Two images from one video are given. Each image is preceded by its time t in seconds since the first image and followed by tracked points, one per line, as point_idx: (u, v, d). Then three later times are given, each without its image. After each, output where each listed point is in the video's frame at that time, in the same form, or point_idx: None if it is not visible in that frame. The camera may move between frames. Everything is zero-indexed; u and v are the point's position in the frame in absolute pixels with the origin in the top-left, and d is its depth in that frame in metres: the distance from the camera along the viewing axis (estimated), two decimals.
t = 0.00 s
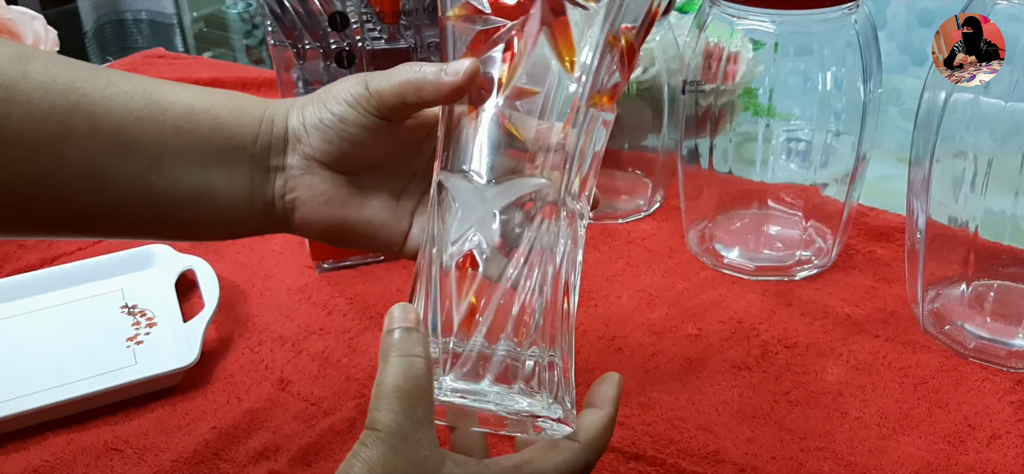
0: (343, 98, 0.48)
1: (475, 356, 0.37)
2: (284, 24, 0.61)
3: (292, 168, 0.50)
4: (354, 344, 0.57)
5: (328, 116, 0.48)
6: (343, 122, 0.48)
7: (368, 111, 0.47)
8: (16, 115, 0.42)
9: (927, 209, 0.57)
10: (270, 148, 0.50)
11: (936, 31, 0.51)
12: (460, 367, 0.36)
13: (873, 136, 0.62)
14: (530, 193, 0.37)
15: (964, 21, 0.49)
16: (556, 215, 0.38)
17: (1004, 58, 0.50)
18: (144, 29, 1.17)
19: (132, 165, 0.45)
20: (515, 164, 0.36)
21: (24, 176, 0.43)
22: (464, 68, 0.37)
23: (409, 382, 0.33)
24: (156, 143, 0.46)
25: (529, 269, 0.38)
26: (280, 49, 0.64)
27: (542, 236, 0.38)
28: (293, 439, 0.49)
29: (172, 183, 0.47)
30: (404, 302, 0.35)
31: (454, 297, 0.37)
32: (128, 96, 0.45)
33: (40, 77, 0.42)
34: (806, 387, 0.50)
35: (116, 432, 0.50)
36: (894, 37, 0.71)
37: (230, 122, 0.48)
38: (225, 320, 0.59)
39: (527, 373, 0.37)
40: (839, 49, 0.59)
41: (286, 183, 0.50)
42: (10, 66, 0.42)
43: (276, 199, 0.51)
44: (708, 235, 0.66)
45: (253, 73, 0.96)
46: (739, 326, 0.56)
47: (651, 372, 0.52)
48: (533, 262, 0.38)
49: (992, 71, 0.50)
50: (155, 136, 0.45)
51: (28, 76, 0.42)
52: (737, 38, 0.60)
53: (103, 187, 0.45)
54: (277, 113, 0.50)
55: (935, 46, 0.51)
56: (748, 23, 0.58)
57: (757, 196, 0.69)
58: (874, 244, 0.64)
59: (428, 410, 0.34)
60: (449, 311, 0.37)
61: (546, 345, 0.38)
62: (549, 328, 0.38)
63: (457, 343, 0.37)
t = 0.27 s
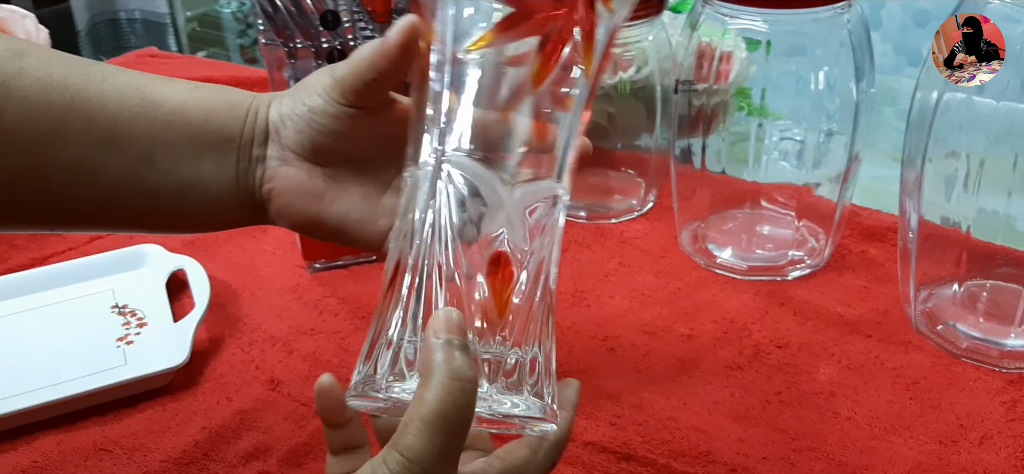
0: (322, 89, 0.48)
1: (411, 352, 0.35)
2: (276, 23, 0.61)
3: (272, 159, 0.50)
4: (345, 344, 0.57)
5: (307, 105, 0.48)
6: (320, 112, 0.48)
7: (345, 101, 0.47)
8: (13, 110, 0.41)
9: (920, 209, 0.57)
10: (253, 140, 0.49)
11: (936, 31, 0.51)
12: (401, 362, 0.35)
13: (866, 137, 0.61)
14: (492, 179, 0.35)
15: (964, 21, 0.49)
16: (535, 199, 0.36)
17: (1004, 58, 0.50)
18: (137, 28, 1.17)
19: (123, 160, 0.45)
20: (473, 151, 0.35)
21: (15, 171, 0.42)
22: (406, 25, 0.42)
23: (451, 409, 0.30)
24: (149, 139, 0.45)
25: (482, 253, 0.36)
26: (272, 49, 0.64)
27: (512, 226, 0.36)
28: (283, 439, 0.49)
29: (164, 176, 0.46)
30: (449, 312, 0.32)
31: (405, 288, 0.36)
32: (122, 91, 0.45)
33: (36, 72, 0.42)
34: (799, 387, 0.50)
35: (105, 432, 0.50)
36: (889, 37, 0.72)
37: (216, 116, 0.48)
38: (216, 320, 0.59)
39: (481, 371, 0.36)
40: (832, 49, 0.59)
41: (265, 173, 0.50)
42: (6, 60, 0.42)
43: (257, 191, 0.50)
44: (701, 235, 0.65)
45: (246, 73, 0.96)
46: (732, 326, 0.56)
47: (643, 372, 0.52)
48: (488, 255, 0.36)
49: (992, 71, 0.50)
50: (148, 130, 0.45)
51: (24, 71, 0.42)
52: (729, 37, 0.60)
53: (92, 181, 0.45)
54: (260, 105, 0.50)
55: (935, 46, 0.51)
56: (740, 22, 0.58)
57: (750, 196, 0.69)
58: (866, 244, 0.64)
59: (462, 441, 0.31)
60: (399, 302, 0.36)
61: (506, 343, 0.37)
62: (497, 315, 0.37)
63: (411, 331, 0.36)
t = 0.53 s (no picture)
0: (292, 106, 0.47)
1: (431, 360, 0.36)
2: (269, 23, 0.61)
3: (249, 173, 0.50)
4: (338, 344, 0.57)
5: (278, 122, 0.48)
6: (291, 129, 0.47)
7: (312, 121, 0.47)
8: None
9: (912, 209, 0.57)
10: (233, 152, 0.49)
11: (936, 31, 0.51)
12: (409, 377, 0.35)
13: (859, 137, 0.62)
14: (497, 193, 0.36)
15: (964, 21, 0.49)
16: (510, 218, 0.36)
17: (1005, 58, 0.50)
18: (133, 28, 1.17)
19: (107, 172, 0.45)
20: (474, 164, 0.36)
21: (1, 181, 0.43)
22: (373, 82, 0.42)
23: (470, 439, 0.30)
24: (132, 151, 0.45)
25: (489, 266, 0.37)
26: (265, 48, 0.64)
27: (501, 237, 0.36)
28: (276, 439, 0.49)
29: (145, 190, 0.47)
30: (478, 339, 0.33)
31: (411, 300, 0.37)
32: (106, 103, 0.45)
33: (20, 83, 0.43)
34: (791, 386, 0.50)
35: (98, 432, 0.50)
36: (885, 39, 0.73)
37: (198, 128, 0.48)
38: (210, 320, 0.59)
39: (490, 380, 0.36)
40: (824, 50, 0.59)
41: (243, 186, 0.50)
42: None
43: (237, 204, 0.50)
44: (695, 235, 0.66)
45: (241, 73, 0.96)
46: (725, 326, 0.56)
47: (636, 371, 0.52)
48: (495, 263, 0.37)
49: (992, 71, 0.50)
50: (130, 143, 0.45)
51: (7, 81, 0.42)
52: (723, 36, 0.60)
53: (75, 193, 0.45)
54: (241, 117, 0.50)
55: (935, 46, 0.51)
56: (734, 22, 0.58)
57: (743, 196, 0.69)
58: (859, 244, 0.64)
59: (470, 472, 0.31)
60: (398, 319, 0.37)
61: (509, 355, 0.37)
62: (503, 317, 0.37)
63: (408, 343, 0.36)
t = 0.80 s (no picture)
0: (301, 100, 0.47)
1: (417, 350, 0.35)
2: (266, 21, 0.61)
3: (255, 170, 0.50)
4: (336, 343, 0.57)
5: (285, 116, 0.48)
6: (301, 122, 0.47)
7: (323, 113, 0.47)
8: None
9: (908, 208, 0.58)
10: (235, 150, 0.49)
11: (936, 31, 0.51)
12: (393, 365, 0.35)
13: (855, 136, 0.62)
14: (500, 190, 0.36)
15: (965, 20, 0.49)
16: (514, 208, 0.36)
17: (1004, 58, 0.50)
18: (129, 28, 1.17)
19: (101, 168, 0.45)
20: (474, 155, 0.35)
21: None
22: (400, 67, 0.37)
23: (471, 432, 0.30)
24: (127, 147, 0.45)
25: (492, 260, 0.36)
26: (263, 48, 0.64)
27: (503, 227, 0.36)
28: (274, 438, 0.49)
29: (140, 187, 0.46)
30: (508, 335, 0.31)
31: (407, 290, 0.36)
32: (101, 99, 0.45)
33: (14, 79, 0.42)
34: (788, 385, 0.50)
35: (95, 432, 0.50)
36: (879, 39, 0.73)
37: (196, 125, 0.48)
38: (207, 320, 0.59)
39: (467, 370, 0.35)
40: (821, 50, 0.59)
41: (247, 184, 0.50)
42: None
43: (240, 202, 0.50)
44: (692, 235, 0.66)
45: (238, 72, 0.96)
46: (722, 325, 0.56)
47: (633, 370, 0.52)
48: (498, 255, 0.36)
49: (992, 71, 0.50)
50: (125, 139, 0.45)
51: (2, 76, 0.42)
52: (720, 37, 0.60)
53: (68, 190, 0.45)
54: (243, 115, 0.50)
55: (935, 46, 0.51)
56: (730, 22, 0.58)
57: (739, 195, 0.69)
58: (856, 244, 0.64)
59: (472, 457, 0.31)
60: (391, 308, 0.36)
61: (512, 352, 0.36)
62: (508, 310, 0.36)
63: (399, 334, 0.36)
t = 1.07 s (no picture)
0: (313, 104, 0.48)
1: (420, 356, 0.39)
2: (263, 23, 0.61)
3: (261, 172, 0.50)
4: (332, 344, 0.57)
5: (298, 120, 0.48)
6: (313, 127, 0.48)
7: (337, 119, 0.48)
8: None
9: (904, 209, 0.58)
10: (241, 151, 0.50)
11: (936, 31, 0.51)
12: (396, 368, 0.38)
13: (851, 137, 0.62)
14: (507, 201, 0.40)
15: (964, 20, 0.49)
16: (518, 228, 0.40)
17: (1005, 58, 0.50)
18: (125, 29, 1.17)
19: (103, 165, 0.45)
20: (493, 170, 0.39)
21: None
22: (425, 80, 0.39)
23: (352, 381, 0.33)
24: (130, 144, 0.45)
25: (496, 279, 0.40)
26: (259, 48, 0.64)
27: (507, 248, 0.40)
28: (270, 439, 0.49)
29: (143, 183, 0.46)
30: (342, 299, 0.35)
31: (417, 303, 0.40)
32: (103, 96, 0.45)
33: (17, 76, 0.42)
34: (783, 386, 0.51)
35: (92, 433, 0.50)
36: (875, 39, 0.73)
37: (201, 124, 0.48)
38: (204, 320, 0.59)
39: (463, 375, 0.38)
40: (817, 51, 0.60)
41: (254, 186, 0.50)
42: None
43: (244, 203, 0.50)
44: (688, 235, 0.66)
45: (234, 73, 0.96)
46: (717, 325, 0.56)
47: (629, 371, 0.52)
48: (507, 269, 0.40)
49: (992, 71, 0.50)
50: (129, 135, 0.45)
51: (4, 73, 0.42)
52: (717, 38, 0.60)
53: (70, 187, 0.44)
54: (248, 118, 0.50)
55: (935, 46, 0.51)
56: (727, 23, 0.58)
57: (736, 196, 0.69)
58: (851, 244, 0.64)
59: (370, 412, 0.34)
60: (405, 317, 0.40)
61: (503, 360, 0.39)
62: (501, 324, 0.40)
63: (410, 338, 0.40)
